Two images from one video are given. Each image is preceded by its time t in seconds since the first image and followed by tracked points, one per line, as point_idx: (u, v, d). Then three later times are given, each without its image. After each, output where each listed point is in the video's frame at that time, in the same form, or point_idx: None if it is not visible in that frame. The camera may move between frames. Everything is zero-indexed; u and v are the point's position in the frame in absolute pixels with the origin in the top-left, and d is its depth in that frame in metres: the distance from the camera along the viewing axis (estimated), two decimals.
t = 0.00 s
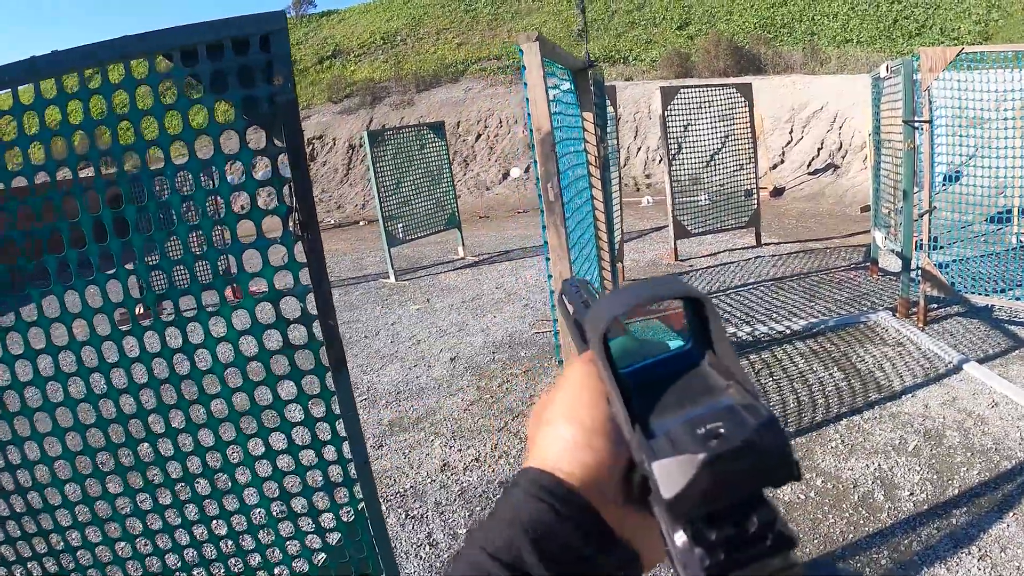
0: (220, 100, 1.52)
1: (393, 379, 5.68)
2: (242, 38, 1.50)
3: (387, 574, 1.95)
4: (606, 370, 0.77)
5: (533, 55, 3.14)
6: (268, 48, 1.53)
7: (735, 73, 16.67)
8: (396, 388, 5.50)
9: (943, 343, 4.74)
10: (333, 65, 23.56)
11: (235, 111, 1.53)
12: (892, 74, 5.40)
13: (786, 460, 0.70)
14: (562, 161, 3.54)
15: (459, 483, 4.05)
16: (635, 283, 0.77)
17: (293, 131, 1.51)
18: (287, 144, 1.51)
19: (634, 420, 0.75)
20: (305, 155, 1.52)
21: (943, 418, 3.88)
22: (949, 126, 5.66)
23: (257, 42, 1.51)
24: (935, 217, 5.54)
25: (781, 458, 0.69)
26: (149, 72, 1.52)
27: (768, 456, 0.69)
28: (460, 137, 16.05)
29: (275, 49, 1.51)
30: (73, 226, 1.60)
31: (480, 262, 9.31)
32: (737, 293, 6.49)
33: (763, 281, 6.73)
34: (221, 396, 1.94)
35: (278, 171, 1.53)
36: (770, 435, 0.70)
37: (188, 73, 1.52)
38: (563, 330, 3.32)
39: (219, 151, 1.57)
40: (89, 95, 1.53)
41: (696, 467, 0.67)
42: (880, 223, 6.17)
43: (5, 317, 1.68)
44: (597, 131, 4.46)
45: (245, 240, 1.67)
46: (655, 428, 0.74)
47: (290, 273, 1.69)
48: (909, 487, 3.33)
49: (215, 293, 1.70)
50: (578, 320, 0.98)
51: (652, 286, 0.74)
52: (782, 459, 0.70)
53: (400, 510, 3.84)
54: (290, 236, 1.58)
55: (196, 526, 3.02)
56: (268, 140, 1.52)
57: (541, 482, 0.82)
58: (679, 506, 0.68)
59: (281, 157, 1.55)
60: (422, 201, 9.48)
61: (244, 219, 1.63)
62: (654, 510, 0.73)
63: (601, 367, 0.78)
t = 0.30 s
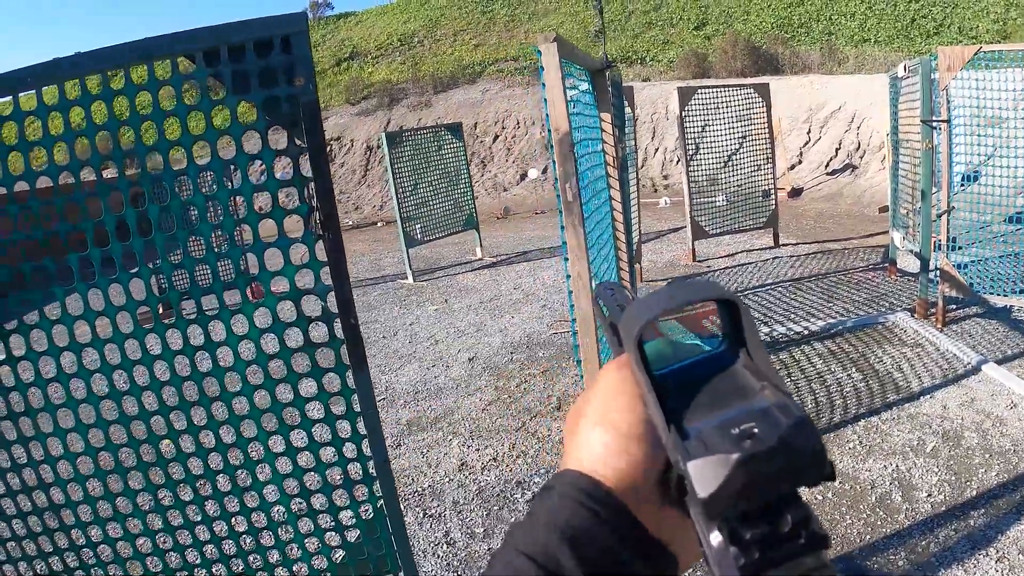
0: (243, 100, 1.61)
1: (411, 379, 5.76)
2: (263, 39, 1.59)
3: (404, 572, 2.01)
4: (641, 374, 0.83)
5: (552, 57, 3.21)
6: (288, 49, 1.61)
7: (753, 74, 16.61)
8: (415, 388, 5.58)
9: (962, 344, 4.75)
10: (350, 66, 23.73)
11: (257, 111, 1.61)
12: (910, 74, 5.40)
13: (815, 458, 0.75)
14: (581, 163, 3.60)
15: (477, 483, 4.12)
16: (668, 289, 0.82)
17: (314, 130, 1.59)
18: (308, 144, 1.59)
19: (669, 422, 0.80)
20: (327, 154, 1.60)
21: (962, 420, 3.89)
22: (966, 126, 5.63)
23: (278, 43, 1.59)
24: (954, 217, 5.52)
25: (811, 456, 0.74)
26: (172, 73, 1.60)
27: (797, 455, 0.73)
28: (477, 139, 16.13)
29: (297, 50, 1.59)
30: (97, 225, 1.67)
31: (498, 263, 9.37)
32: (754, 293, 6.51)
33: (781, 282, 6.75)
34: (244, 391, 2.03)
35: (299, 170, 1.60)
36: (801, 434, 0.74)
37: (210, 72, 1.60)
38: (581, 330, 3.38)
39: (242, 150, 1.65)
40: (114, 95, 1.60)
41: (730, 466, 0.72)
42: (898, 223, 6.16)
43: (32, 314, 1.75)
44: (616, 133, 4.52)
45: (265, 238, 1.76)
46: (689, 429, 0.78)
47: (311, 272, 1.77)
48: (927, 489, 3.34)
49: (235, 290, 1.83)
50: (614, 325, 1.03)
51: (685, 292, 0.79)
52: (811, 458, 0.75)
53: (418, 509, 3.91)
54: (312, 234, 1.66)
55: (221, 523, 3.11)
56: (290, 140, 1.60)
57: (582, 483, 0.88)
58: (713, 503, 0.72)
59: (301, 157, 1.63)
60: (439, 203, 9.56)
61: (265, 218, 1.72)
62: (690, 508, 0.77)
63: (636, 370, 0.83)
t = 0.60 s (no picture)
0: (251, 113, 1.64)
1: (427, 382, 5.83)
2: (271, 53, 1.61)
3: None
4: (586, 407, 0.87)
5: (563, 65, 3.23)
6: (296, 63, 1.64)
7: (772, 74, 16.50)
8: (431, 391, 5.65)
9: (979, 349, 4.72)
10: (369, 68, 23.93)
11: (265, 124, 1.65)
12: (927, 75, 5.36)
13: (754, 500, 0.79)
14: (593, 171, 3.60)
15: (491, 486, 4.17)
16: (614, 325, 0.85)
17: (320, 145, 1.62)
18: (316, 157, 1.62)
19: (612, 457, 0.84)
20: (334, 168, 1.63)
21: (977, 427, 3.87)
22: (983, 129, 5.55)
23: (286, 57, 1.62)
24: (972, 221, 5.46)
25: (747, 496, 0.78)
26: (182, 88, 1.64)
27: (733, 497, 0.78)
28: (496, 140, 16.20)
29: (303, 63, 1.61)
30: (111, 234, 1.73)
31: (515, 265, 9.43)
32: (771, 297, 6.50)
33: (799, 285, 6.73)
34: (257, 399, 2.10)
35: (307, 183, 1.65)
36: (739, 476, 0.79)
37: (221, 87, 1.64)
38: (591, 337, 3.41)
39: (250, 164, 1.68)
40: (125, 110, 1.64)
41: (666, 507, 0.77)
42: (915, 227, 6.11)
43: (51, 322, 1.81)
44: (631, 138, 4.52)
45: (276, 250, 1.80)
46: (631, 466, 0.82)
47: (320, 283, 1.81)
48: (940, 497, 3.34)
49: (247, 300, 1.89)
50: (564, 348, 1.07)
51: (631, 323, 0.82)
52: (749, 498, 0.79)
53: (432, 512, 3.97)
54: (320, 246, 1.70)
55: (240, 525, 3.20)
56: (296, 153, 1.63)
57: (523, 510, 0.92)
58: (652, 543, 0.78)
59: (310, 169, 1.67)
60: (458, 206, 9.63)
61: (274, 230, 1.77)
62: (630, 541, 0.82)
63: (581, 403, 0.87)
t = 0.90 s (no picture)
0: (207, 137, 1.52)
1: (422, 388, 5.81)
2: (227, 77, 1.49)
3: None
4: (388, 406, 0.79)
5: (544, 71, 3.16)
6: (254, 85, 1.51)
7: (782, 74, 16.33)
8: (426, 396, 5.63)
9: (981, 358, 4.60)
10: (379, 70, 24.02)
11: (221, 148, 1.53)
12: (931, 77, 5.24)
13: (564, 516, 0.71)
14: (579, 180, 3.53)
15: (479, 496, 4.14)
16: (418, 316, 0.77)
17: (278, 167, 1.50)
18: (274, 181, 1.50)
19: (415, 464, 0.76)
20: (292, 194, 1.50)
21: (975, 440, 3.76)
22: (988, 132, 5.40)
23: (242, 80, 1.49)
24: (977, 225, 5.32)
25: (555, 511, 0.70)
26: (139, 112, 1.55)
27: (540, 512, 0.69)
28: (504, 142, 16.18)
29: (257, 85, 1.48)
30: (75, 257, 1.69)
31: (518, 268, 9.39)
32: (773, 303, 6.40)
33: (802, 290, 6.62)
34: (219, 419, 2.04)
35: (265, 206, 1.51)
36: (547, 487, 0.70)
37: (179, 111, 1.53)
38: (574, 350, 3.35)
39: (207, 188, 1.56)
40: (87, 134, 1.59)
41: (464, 518, 0.68)
42: (918, 231, 5.98)
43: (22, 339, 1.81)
44: (624, 144, 4.45)
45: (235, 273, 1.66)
46: (435, 475, 0.74)
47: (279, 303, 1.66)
48: (932, 513, 3.25)
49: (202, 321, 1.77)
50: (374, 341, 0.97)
51: (434, 317, 0.75)
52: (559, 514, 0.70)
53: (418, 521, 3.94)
54: (277, 267, 1.55)
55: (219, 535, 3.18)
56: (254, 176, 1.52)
57: (314, 521, 0.81)
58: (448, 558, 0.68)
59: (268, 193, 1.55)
60: (462, 209, 9.59)
61: (234, 251, 1.59)
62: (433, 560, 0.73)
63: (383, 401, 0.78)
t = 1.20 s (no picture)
0: (178, 147, 1.51)
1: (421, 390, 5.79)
2: (196, 85, 1.47)
3: None
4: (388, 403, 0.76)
5: (532, 73, 3.11)
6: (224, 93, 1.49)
7: (790, 74, 16.20)
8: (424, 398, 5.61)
9: (984, 362, 4.52)
10: (387, 71, 24.08)
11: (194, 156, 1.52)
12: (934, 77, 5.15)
13: (566, 511, 0.69)
14: (571, 182, 3.48)
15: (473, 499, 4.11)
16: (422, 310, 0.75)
17: (250, 176, 1.49)
18: (245, 191, 1.49)
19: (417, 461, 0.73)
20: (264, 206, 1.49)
21: (975, 447, 3.69)
22: (992, 133, 5.31)
23: (211, 88, 1.47)
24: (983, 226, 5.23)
25: (558, 505, 0.68)
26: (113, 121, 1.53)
27: (545, 504, 0.68)
28: (511, 143, 16.16)
29: (228, 94, 1.46)
30: (53, 266, 1.68)
31: (522, 270, 9.36)
32: (776, 305, 6.32)
33: (806, 292, 6.54)
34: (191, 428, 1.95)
35: (236, 213, 1.50)
36: (549, 480, 0.69)
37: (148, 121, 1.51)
38: (564, 355, 3.31)
39: (180, 196, 1.55)
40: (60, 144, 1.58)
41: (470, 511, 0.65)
42: (923, 232, 5.89)
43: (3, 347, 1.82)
44: (620, 146, 4.39)
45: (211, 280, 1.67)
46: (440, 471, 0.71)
47: (251, 310, 1.63)
48: (929, 522, 3.18)
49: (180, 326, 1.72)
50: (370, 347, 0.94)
51: (438, 309, 0.74)
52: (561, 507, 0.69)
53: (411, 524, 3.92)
54: (250, 276, 1.57)
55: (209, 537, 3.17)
56: (225, 185, 1.50)
57: (316, 516, 0.74)
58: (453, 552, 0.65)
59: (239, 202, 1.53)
60: (467, 210, 9.55)
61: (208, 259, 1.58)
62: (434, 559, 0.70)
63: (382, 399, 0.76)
